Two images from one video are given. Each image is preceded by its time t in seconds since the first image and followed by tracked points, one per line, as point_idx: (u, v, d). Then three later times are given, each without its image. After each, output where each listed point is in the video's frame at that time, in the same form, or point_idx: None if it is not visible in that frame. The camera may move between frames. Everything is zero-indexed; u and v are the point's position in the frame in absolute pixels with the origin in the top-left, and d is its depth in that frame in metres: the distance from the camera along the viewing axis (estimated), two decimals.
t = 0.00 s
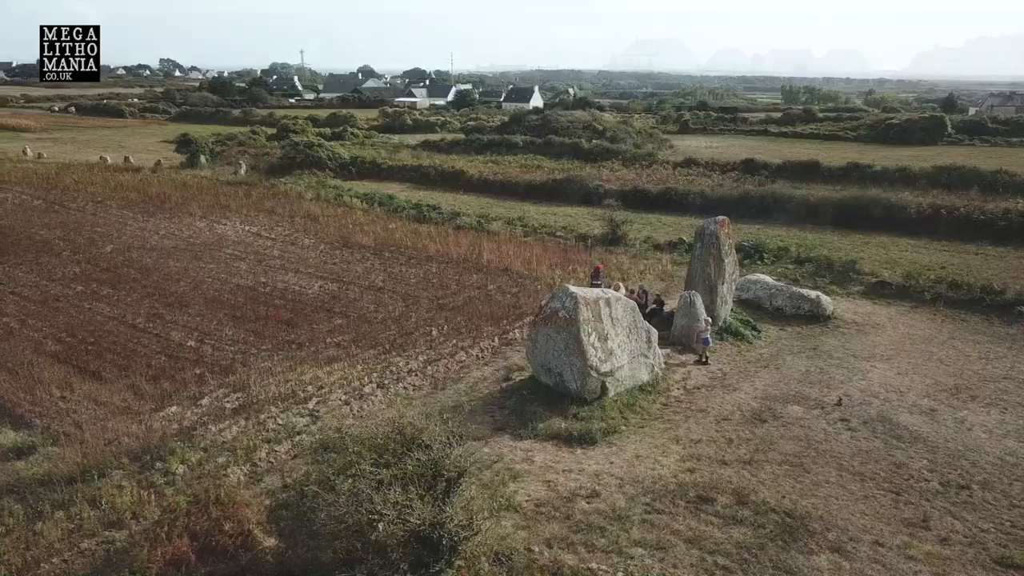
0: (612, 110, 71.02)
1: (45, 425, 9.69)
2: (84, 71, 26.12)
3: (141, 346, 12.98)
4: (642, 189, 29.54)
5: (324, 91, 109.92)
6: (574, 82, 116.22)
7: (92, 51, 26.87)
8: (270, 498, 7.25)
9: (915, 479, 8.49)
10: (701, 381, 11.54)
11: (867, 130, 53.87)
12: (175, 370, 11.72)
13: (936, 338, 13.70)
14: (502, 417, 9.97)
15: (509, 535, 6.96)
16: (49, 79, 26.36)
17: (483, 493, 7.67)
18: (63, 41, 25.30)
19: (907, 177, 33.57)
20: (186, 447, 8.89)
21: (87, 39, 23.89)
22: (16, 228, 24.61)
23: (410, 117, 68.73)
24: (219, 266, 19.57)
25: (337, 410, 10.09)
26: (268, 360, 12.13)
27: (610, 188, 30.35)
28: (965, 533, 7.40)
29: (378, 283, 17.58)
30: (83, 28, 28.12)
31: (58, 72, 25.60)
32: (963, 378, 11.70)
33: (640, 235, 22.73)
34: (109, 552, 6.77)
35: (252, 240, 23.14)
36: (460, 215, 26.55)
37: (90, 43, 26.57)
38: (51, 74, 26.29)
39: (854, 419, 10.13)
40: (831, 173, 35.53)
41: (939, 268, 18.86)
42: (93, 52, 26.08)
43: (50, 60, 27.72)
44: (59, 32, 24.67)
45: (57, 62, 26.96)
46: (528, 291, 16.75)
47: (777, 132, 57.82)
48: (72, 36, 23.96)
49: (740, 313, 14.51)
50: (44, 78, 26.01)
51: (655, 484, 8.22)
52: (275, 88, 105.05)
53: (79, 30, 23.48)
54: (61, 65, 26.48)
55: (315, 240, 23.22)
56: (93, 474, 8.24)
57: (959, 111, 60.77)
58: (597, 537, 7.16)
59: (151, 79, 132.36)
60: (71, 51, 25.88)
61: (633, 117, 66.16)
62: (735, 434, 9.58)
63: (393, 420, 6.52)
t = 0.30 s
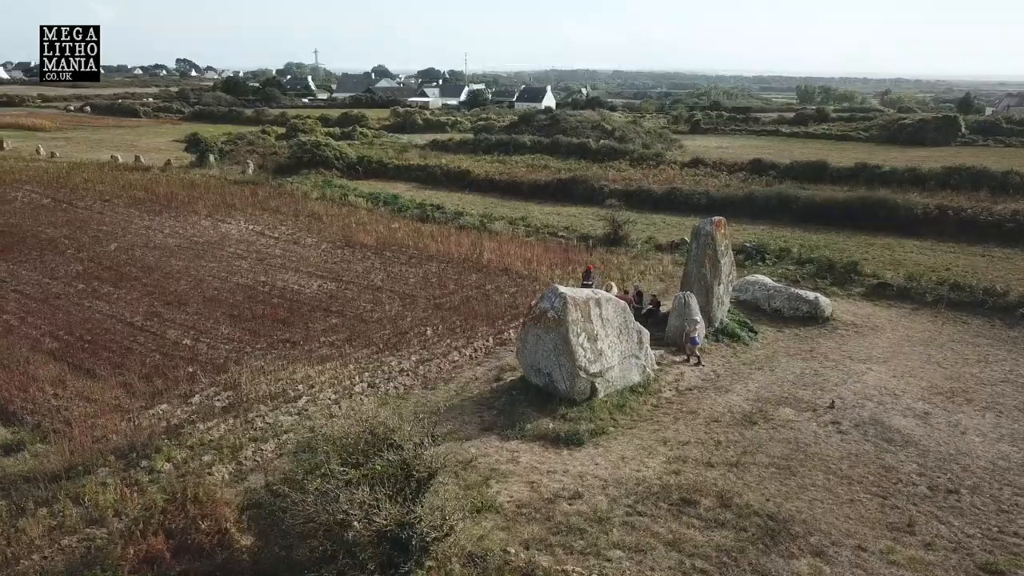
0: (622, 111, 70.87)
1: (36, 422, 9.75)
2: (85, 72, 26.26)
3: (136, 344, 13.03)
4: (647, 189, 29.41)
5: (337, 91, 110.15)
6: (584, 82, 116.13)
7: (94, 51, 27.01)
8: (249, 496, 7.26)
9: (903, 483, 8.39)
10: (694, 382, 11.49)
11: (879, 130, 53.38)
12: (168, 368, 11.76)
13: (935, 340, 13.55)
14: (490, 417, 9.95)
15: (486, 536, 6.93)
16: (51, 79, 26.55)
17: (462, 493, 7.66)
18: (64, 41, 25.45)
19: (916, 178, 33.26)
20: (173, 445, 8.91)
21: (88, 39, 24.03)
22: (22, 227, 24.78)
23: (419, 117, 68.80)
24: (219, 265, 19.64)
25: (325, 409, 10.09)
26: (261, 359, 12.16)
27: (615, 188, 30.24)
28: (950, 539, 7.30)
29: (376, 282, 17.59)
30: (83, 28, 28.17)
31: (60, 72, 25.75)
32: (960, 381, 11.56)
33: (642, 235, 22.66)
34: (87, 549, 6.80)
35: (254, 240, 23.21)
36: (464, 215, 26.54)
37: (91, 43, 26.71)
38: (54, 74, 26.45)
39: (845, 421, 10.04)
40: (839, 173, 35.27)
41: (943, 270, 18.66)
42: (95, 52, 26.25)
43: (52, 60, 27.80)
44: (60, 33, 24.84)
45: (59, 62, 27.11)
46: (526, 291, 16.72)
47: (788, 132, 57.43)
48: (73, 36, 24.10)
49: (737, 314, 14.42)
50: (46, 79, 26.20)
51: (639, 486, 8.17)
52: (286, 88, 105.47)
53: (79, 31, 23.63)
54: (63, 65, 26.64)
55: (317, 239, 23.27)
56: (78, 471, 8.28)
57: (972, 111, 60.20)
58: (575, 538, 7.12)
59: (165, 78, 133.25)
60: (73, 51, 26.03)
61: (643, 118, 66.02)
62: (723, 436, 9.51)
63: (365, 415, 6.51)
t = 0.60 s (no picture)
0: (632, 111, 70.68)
1: (25, 419, 9.80)
2: (85, 72, 26.42)
3: (130, 343, 13.09)
4: (650, 189, 29.31)
5: (347, 91, 110.43)
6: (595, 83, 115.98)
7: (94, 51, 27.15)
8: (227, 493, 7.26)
9: (888, 486, 8.31)
10: (685, 384, 11.43)
11: (890, 130, 52.93)
12: (160, 367, 11.80)
13: (932, 342, 13.41)
14: (476, 418, 9.93)
15: (460, 537, 6.92)
16: (52, 79, 26.72)
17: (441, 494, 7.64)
18: (63, 42, 25.60)
19: (923, 178, 32.98)
20: (158, 442, 8.94)
21: (87, 39, 24.17)
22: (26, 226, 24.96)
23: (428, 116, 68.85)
24: (219, 264, 19.70)
25: (312, 408, 10.10)
26: (253, 358, 12.18)
27: (618, 188, 30.15)
28: (932, 543, 7.23)
29: (374, 282, 17.61)
30: (84, 28, 28.31)
31: (60, 72, 25.87)
32: (954, 384, 11.44)
33: (643, 235, 22.57)
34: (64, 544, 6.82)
35: (255, 239, 23.29)
36: (466, 215, 26.53)
37: (91, 43, 26.85)
38: (53, 74, 26.69)
39: (835, 424, 9.94)
40: (846, 173, 35.01)
41: (945, 271, 18.49)
42: (95, 52, 26.39)
43: (53, 60, 27.96)
44: (59, 33, 24.97)
45: (60, 62, 27.24)
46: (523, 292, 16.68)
47: (798, 132, 57.08)
48: (72, 36, 24.23)
49: (732, 315, 14.33)
50: (47, 79, 26.35)
51: (620, 487, 8.13)
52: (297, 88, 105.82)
53: (79, 31, 23.74)
54: (63, 65, 26.78)
55: (318, 239, 23.32)
56: (61, 469, 8.31)
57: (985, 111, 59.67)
58: (552, 540, 7.09)
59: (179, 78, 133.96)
60: (73, 51, 26.17)
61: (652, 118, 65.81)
62: (709, 437, 9.45)
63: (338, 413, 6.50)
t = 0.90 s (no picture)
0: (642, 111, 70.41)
1: (17, 416, 9.87)
2: (85, 72, 26.59)
3: (127, 340, 13.18)
4: (655, 190, 29.19)
5: (360, 90, 110.78)
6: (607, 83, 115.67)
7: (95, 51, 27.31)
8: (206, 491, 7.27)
9: (875, 489, 8.22)
10: (677, 385, 11.37)
11: (904, 130, 52.45)
12: (154, 364, 11.86)
13: (930, 344, 13.27)
14: (464, 417, 9.92)
15: (437, 537, 6.92)
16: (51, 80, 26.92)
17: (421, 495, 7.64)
18: (63, 42, 25.78)
19: (934, 178, 32.66)
20: (145, 440, 8.97)
21: (87, 39, 24.33)
22: (33, 224, 25.21)
23: (438, 116, 68.94)
24: (220, 262, 19.79)
25: (301, 407, 10.11)
26: (246, 357, 12.22)
27: (624, 187, 30.05)
28: (914, 547, 7.14)
29: (372, 281, 17.62)
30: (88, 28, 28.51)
31: (59, 72, 26.02)
32: (949, 386, 11.30)
33: (645, 236, 22.47)
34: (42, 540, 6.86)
35: (258, 238, 23.40)
36: (469, 215, 26.50)
37: (91, 43, 27.00)
38: (54, 75, 26.86)
39: (825, 426, 9.86)
40: (855, 173, 34.72)
41: (950, 272, 18.30)
42: (94, 53, 26.55)
43: (57, 60, 28.16)
44: (60, 33, 25.14)
45: (62, 63, 27.46)
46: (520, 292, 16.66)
47: (810, 132, 56.69)
48: (72, 36, 24.39)
49: (730, 316, 14.24)
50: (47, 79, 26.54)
51: (603, 488, 8.10)
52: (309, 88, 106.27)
53: (79, 31, 23.88)
54: (64, 66, 26.97)
55: (321, 238, 23.39)
56: (48, 465, 8.36)
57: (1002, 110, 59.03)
58: (529, 541, 7.08)
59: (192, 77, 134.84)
60: (73, 52, 26.33)
61: (663, 118, 65.57)
62: (697, 439, 9.39)
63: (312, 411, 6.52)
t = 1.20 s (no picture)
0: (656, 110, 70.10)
1: (12, 411, 9.98)
2: (85, 72, 26.73)
3: (127, 337, 13.30)
4: (663, 189, 29.05)
5: (375, 90, 111.13)
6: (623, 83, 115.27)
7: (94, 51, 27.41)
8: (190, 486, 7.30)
9: (863, 492, 8.12)
10: (671, 385, 11.31)
11: (920, 130, 51.87)
12: (151, 361, 11.95)
13: (931, 346, 13.11)
14: (455, 416, 9.92)
15: (416, 536, 6.92)
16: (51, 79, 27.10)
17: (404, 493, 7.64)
18: (65, 42, 25.91)
19: (947, 179, 32.28)
20: (135, 435, 9.04)
21: (87, 39, 24.49)
22: (43, 222, 25.48)
23: (452, 116, 69.01)
24: (225, 260, 19.92)
25: (292, 404, 10.15)
26: (243, 354, 12.29)
27: (632, 187, 29.93)
28: (899, 551, 7.05)
29: (374, 280, 17.66)
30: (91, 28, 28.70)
31: (59, 72, 26.17)
32: (948, 389, 11.16)
33: (650, 236, 22.37)
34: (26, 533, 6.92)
35: (264, 236, 23.55)
36: (474, 214, 26.47)
37: (91, 43, 27.10)
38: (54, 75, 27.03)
39: (818, 428, 9.76)
40: (866, 174, 34.40)
41: (958, 274, 18.08)
42: (95, 52, 26.66)
43: (60, 60, 28.34)
44: (60, 33, 25.27)
45: (61, 63, 27.60)
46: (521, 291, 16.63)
47: (826, 132, 56.21)
48: (72, 36, 24.52)
49: (729, 317, 14.14)
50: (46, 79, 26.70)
51: (587, 488, 8.06)
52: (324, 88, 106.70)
53: (79, 31, 24.02)
54: (65, 65, 27.14)
55: (326, 236, 23.48)
56: (38, 460, 8.45)
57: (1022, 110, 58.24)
58: (509, 540, 7.06)
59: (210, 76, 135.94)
60: (73, 51, 26.44)
61: (677, 117, 65.25)
62: (687, 440, 9.33)
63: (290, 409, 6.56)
